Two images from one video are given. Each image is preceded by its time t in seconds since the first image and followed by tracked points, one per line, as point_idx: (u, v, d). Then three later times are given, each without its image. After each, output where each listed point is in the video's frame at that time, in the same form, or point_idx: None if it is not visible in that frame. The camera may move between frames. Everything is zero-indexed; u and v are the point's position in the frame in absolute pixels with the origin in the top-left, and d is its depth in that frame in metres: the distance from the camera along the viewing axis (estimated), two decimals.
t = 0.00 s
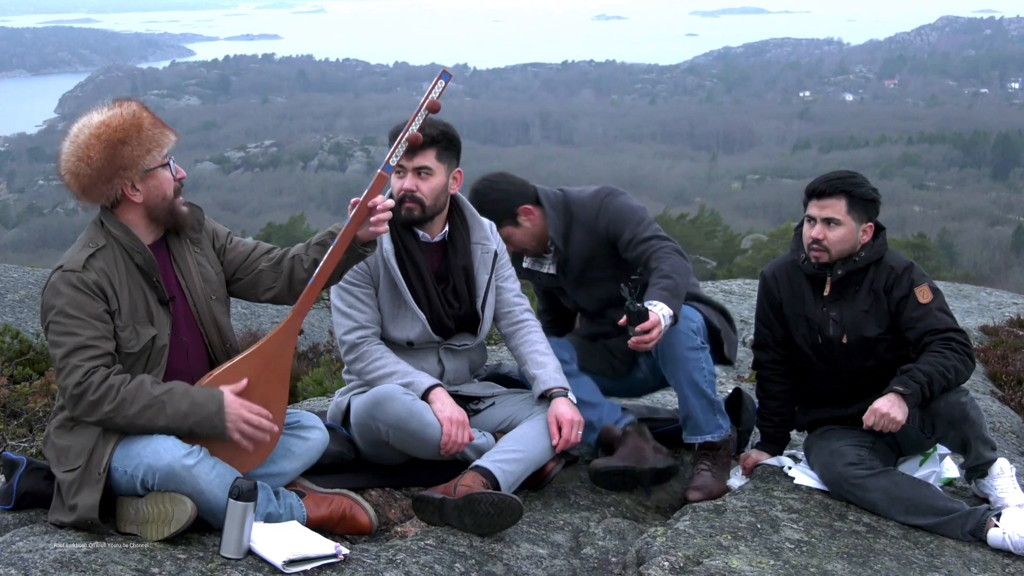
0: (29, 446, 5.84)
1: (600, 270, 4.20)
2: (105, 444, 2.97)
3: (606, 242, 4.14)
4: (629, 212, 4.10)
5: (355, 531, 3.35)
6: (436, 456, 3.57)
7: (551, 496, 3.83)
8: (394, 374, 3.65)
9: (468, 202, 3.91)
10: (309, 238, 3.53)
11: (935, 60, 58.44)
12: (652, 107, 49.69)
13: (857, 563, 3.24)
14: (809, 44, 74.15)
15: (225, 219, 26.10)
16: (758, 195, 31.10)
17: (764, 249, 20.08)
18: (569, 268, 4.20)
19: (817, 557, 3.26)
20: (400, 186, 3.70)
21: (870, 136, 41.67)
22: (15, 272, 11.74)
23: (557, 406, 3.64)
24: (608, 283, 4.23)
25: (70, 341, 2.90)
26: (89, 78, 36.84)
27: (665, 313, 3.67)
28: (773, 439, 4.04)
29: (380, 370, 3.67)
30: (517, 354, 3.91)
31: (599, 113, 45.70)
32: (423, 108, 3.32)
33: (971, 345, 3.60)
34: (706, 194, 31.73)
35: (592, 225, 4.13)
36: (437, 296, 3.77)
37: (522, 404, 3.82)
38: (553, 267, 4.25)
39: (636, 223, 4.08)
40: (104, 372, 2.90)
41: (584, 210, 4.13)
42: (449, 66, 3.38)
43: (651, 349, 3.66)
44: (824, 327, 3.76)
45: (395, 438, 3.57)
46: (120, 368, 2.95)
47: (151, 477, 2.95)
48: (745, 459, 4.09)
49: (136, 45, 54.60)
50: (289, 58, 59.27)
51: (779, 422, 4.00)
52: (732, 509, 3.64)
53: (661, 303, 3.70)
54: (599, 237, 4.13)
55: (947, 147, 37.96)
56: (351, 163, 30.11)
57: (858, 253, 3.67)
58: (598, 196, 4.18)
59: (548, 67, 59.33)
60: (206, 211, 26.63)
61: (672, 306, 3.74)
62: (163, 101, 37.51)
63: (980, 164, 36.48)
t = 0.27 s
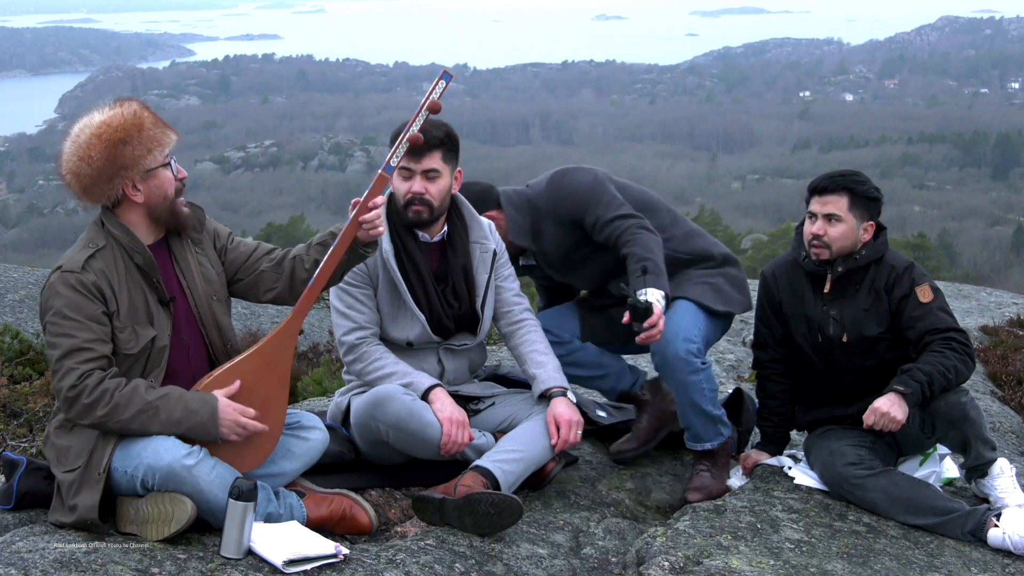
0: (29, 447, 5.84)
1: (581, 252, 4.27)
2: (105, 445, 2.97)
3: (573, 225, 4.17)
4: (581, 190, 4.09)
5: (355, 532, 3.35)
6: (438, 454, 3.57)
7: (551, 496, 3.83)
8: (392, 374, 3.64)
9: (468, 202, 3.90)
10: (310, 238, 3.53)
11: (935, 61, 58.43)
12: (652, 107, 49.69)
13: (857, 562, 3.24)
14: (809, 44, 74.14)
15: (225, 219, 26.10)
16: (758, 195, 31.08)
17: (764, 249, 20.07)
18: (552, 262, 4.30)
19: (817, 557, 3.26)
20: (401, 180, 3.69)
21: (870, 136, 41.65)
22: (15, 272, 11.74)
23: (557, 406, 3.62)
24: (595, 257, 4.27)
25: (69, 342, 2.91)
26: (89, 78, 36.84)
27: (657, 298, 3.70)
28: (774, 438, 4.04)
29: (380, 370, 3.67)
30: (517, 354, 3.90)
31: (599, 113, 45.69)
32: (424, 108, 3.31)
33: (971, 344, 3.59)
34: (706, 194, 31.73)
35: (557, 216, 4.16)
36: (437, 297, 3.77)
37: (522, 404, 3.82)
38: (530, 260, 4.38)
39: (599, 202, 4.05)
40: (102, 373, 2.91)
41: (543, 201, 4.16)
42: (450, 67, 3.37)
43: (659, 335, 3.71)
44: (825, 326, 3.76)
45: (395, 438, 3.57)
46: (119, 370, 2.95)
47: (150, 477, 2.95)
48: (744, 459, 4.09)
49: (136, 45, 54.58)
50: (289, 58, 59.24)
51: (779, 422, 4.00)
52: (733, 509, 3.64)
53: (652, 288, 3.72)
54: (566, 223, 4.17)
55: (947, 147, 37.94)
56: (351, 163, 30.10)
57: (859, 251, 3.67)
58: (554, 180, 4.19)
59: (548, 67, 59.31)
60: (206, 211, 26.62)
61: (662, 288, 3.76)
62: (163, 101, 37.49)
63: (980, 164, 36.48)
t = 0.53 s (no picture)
0: (30, 446, 5.84)
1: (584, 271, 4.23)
2: (105, 445, 2.97)
3: (574, 244, 4.14)
4: (578, 210, 4.06)
5: (355, 531, 3.36)
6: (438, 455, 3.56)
7: (552, 496, 3.83)
8: (392, 375, 3.64)
9: (469, 204, 3.90)
10: (310, 238, 3.53)
11: (935, 60, 58.42)
12: (652, 107, 49.66)
13: (857, 562, 3.24)
14: (809, 44, 74.12)
15: (225, 219, 26.10)
16: (758, 195, 31.07)
17: (764, 249, 20.06)
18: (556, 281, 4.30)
19: (816, 557, 3.26)
20: (415, 180, 3.67)
21: (870, 136, 41.65)
22: (15, 272, 11.74)
23: (556, 406, 3.61)
24: (598, 275, 4.22)
25: (70, 345, 2.91)
26: (89, 78, 36.83)
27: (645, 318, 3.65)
28: (773, 438, 4.04)
29: (379, 371, 3.67)
30: (517, 354, 3.91)
31: (599, 113, 45.68)
32: (424, 109, 3.32)
33: (971, 344, 3.59)
34: (707, 194, 31.71)
35: (558, 232, 4.15)
36: (437, 298, 3.77)
37: (522, 404, 3.82)
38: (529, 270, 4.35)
39: (599, 219, 4.00)
40: (103, 375, 2.91)
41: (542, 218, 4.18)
42: (450, 67, 3.37)
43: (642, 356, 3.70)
44: (825, 325, 3.76)
45: (394, 438, 3.58)
46: (120, 372, 2.95)
47: (150, 477, 2.96)
48: (744, 458, 4.09)
49: (135, 45, 54.55)
50: (289, 58, 59.22)
51: (779, 422, 4.00)
52: (732, 508, 3.64)
53: (637, 305, 3.69)
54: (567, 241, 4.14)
55: (947, 147, 37.91)
56: (351, 163, 30.09)
57: (859, 251, 3.68)
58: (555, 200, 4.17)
59: (548, 67, 59.28)
60: (206, 211, 26.61)
61: (650, 304, 3.72)
62: (162, 102, 37.48)
63: (981, 164, 36.47)
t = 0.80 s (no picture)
0: (30, 446, 5.85)
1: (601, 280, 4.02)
2: (104, 446, 2.97)
3: (593, 255, 3.95)
4: (601, 220, 3.84)
5: (355, 531, 3.36)
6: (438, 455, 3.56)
7: (551, 496, 3.83)
8: (392, 376, 3.64)
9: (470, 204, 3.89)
10: (309, 238, 3.53)
11: (935, 60, 58.43)
12: (652, 107, 49.68)
13: (857, 562, 3.24)
14: (809, 44, 74.13)
15: (225, 219, 26.11)
16: (758, 195, 31.07)
17: (764, 249, 20.06)
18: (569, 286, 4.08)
19: (816, 557, 3.26)
20: (418, 182, 3.68)
21: (870, 136, 41.65)
22: (15, 272, 11.74)
23: (554, 405, 3.60)
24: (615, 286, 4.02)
25: (69, 348, 2.91)
26: (89, 78, 36.84)
27: (651, 335, 3.55)
28: (774, 439, 4.05)
29: (379, 372, 3.67)
30: (517, 354, 3.90)
31: (599, 113, 45.69)
32: (425, 110, 3.32)
33: (972, 345, 3.59)
34: (707, 194, 31.71)
35: (580, 241, 3.92)
36: (437, 299, 3.76)
37: (522, 404, 3.82)
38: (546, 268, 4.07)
39: (623, 230, 3.80)
40: (103, 377, 2.91)
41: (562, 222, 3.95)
42: (451, 68, 3.37)
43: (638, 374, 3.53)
44: (826, 325, 3.76)
45: (395, 438, 3.58)
46: (118, 374, 2.95)
47: (150, 478, 2.96)
48: (744, 458, 4.10)
49: (135, 45, 54.56)
50: (289, 58, 59.22)
51: (780, 421, 4.00)
52: (732, 509, 3.64)
53: (642, 322, 3.56)
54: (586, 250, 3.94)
55: (947, 147, 37.90)
56: (351, 163, 30.09)
57: (861, 250, 3.67)
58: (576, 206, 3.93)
59: (548, 67, 59.29)
60: (206, 212, 26.61)
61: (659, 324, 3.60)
62: (162, 102, 37.49)
63: (981, 165, 36.49)
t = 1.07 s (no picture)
0: (29, 446, 5.84)
1: (614, 277, 3.94)
2: (103, 447, 2.97)
3: (613, 253, 3.82)
4: (627, 221, 3.70)
5: (355, 532, 3.36)
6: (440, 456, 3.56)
7: (552, 496, 3.82)
8: (392, 377, 3.64)
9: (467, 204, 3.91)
10: (308, 238, 3.53)
11: (935, 60, 58.46)
12: (652, 107, 49.71)
13: (857, 562, 3.24)
14: (809, 44, 74.17)
15: (225, 219, 26.11)
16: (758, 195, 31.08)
17: (764, 249, 20.06)
18: (583, 277, 3.96)
19: (816, 557, 3.26)
20: (416, 182, 3.67)
21: (870, 136, 41.66)
22: (15, 272, 11.74)
23: (548, 407, 3.59)
24: (629, 288, 3.96)
25: (67, 351, 2.91)
26: (89, 78, 36.87)
27: (670, 348, 3.39)
28: (775, 439, 4.05)
29: (379, 372, 3.67)
30: (515, 354, 3.90)
31: (599, 113, 45.71)
32: (424, 109, 3.31)
33: (975, 347, 3.59)
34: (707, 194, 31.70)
35: (601, 238, 3.79)
36: (435, 298, 3.77)
37: (522, 405, 3.82)
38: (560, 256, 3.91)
39: (646, 235, 3.67)
40: (102, 381, 2.91)
41: (585, 216, 3.79)
42: (449, 67, 3.36)
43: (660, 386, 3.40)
44: (830, 326, 3.76)
45: (394, 439, 3.58)
46: (117, 376, 2.95)
47: (150, 478, 2.96)
48: (745, 459, 4.09)
49: (136, 45, 54.59)
50: (289, 58, 59.25)
51: (781, 422, 4.00)
52: (732, 509, 3.64)
53: (663, 335, 3.41)
54: (606, 248, 3.81)
55: (947, 147, 37.91)
56: (351, 163, 30.10)
57: (868, 252, 3.66)
58: (601, 202, 3.77)
59: (548, 67, 59.31)
60: (206, 212, 26.63)
61: (678, 336, 3.45)
62: (162, 102, 37.52)
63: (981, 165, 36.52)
